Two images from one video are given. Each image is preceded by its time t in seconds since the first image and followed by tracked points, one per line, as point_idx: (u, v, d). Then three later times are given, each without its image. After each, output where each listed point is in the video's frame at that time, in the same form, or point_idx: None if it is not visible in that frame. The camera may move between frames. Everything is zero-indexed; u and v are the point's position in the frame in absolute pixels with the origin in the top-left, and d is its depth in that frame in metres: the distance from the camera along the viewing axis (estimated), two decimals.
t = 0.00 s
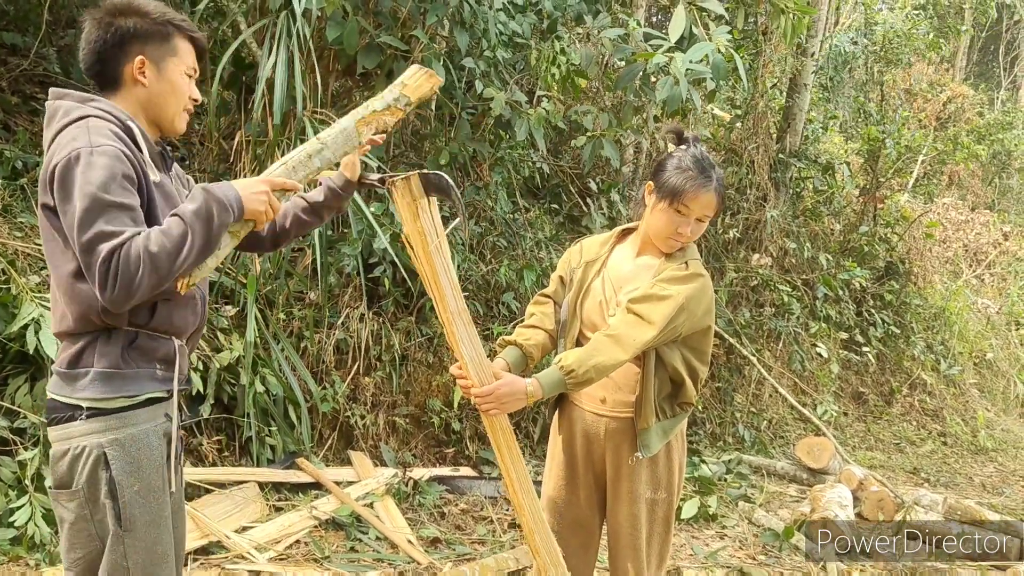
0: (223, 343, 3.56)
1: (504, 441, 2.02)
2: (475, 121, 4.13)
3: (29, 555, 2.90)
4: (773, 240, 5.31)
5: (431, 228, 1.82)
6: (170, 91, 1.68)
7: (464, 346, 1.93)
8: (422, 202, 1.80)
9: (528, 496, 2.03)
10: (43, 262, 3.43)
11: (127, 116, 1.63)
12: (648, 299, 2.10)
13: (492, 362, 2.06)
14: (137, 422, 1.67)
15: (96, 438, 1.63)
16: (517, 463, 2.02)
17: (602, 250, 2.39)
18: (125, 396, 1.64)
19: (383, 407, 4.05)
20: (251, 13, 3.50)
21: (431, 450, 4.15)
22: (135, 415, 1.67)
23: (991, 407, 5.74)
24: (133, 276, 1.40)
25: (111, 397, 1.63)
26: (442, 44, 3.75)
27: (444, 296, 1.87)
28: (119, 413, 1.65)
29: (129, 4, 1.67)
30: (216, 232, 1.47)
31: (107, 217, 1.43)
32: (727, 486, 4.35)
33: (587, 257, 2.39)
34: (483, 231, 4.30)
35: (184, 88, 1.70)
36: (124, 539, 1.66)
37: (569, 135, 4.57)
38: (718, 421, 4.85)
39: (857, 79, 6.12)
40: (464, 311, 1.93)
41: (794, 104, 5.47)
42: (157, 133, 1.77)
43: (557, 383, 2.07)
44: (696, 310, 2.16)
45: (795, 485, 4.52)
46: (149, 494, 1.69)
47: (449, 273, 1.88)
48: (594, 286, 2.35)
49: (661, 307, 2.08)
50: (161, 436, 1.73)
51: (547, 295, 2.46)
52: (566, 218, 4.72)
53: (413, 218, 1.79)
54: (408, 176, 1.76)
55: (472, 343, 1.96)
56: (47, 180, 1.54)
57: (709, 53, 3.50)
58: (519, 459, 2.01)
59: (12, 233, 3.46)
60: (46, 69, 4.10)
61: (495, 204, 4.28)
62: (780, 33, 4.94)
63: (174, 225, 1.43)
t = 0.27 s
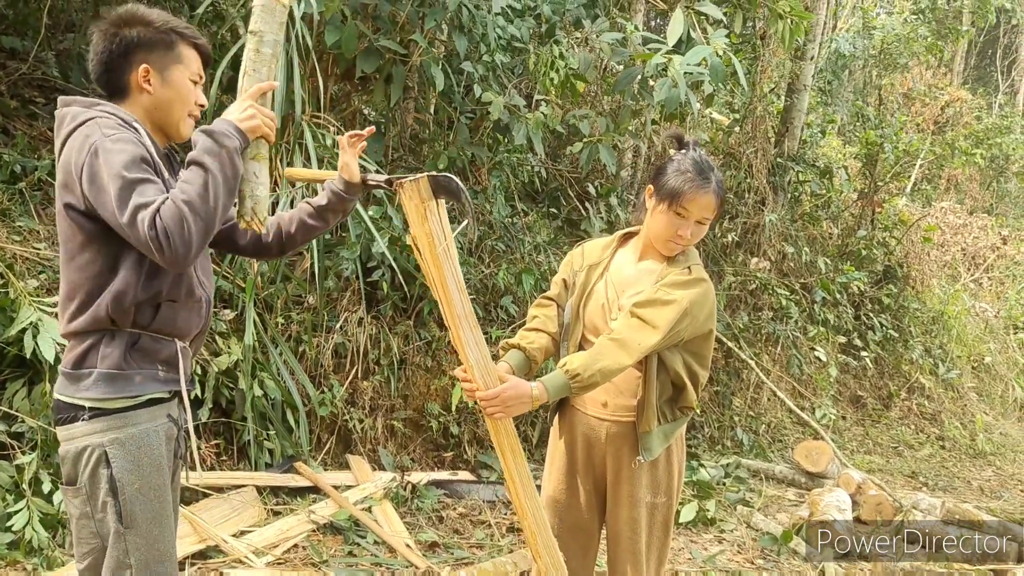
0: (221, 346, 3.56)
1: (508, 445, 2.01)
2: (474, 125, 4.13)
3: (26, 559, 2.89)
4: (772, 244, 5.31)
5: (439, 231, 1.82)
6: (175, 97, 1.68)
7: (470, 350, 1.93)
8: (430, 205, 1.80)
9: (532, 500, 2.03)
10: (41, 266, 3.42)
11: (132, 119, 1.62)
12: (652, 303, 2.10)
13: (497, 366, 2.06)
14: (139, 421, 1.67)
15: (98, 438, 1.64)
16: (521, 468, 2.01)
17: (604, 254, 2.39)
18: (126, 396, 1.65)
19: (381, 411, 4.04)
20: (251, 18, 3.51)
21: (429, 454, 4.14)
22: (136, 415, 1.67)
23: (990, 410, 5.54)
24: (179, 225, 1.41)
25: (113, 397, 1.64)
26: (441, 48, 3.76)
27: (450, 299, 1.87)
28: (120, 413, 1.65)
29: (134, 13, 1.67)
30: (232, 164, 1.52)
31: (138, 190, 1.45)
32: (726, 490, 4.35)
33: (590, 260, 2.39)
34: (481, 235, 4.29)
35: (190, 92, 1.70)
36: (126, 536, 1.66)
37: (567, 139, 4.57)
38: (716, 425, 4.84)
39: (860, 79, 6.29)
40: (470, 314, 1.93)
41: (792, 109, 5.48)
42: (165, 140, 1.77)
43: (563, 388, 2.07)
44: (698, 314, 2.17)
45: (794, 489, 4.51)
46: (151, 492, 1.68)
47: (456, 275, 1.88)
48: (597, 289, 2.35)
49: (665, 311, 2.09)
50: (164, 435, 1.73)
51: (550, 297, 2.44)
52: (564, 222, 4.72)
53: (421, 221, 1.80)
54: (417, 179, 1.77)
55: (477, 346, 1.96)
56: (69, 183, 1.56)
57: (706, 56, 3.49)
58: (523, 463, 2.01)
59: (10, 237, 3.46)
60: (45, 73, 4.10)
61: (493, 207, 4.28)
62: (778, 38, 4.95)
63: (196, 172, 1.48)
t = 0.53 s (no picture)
0: (219, 350, 3.55)
1: (512, 449, 2.02)
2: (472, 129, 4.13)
3: (23, 563, 2.88)
4: (770, 247, 5.32)
5: (446, 234, 1.84)
6: (176, 106, 1.68)
7: (474, 353, 1.94)
8: (437, 206, 1.81)
9: (533, 502, 2.03)
10: (39, 269, 3.42)
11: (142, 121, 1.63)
12: (656, 307, 2.10)
13: (502, 369, 2.07)
14: (131, 419, 1.67)
15: (89, 434, 1.64)
16: (523, 471, 2.01)
17: (607, 256, 2.39)
18: (119, 393, 1.65)
19: (380, 414, 4.04)
20: (249, 21, 3.51)
21: (427, 458, 4.14)
22: (128, 413, 1.67)
23: (987, 413, 5.77)
24: (152, 238, 1.42)
25: (107, 395, 1.64)
26: (440, 51, 3.76)
27: (455, 300, 1.87)
28: (113, 410, 1.65)
29: (138, 24, 1.68)
30: (250, 237, 1.53)
31: (131, 190, 1.47)
32: (724, 493, 4.34)
33: (592, 263, 2.38)
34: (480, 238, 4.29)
35: (190, 100, 1.70)
36: (112, 534, 1.65)
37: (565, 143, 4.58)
38: (714, 428, 4.84)
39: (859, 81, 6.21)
40: (476, 317, 1.93)
41: (790, 112, 5.49)
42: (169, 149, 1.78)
43: (566, 391, 2.08)
44: (701, 318, 2.18)
45: (792, 493, 4.51)
46: (140, 490, 1.68)
47: (461, 278, 1.88)
48: (599, 292, 2.34)
49: (668, 316, 2.09)
50: (156, 434, 1.73)
51: (554, 300, 2.45)
52: (562, 226, 4.73)
53: (428, 224, 1.81)
54: (423, 179, 1.79)
55: (482, 348, 1.97)
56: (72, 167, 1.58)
57: (704, 59, 3.50)
58: (526, 466, 2.01)
59: (8, 240, 3.46)
60: (43, 76, 4.10)
61: (492, 211, 4.27)
62: (776, 41, 4.95)
63: (213, 219, 1.50)
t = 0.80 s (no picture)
0: (217, 353, 3.55)
1: (507, 452, 2.02)
2: (470, 132, 4.11)
3: (21, 567, 2.88)
4: (768, 249, 5.32)
5: (439, 238, 1.83)
6: (166, 100, 1.68)
7: (469, 357, 1.93)
8: (429, 210, 1.81)
9: (528, 505, 2.03)
10: (36, 272, 3.42)
11: (135, 134, 1.64)
12: (653, 310, 2.10)
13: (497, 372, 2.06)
14: (134, 422, 1.67)
15: (92, 436, 1.63)
16: (517, 473, 2.02)
17: (606, 260, 2.39)
18: (122, 396, 1.64)
19: (378, 417, 4.03)
20: (247, 24, 3.51)
21: (426, 461, 4.14)
22: (131, 416, 1.66)
23: (985, 415, 5.77)
24: (145, 295, 1.46)
25: (111, 397, 1.64)
26: (438, 54, 3.76)
27: (449, 304, 1.87)
28: (116, 412, 1.64)
29: (119, 22, 1.67)
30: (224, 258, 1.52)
31: (119, 237, 1.47)
32: (723, 495, 4.34)
33: (592, 266, 2.39)
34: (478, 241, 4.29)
35: (179, 93, 1.70)
36: (112, 536, 1.64)
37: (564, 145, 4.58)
38: (713, 430, 4.84)
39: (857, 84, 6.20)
40: (471, 321, 1.93)
41: (788, 115, 5.49)
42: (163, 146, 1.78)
43: (562, 393, 2.06)
44: (699, 321, 2.17)
45: (791, 495, 4.51)
46: (141, 493, 1.67)
47: (455, 282, 1.89)
48: (598, 295, 2.35)
49: (666, 319, 2.09)
50: (158, 438, 1.72)
51: (553, 303, 2.45)
52: (561, 228, 4.73)
53: (421, 227, 1.81)
54: (415, 185, 1.78)
55: (476, 352, 1.96)
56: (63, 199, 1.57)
57: (700, 61, 3.51)
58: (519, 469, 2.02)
59: (6, 243, 3.45)
60: (41, 78, 4.09)
61: (489, 213, 4.27)
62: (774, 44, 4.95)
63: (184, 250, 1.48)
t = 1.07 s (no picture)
0: (215, 354, 3.54)
1: (503, 452, 2.02)
2: (469, 133, 4.12)
3: (19, 569, 2.87)
4: (766, 251, 5.33)
5: (432, 239, 1.83)
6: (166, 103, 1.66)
7: (460, 357, 1.93)
8: (423, 212, 1.82)
9: (525, 506, 2.03)
10: (35, 274, 3.42)
11: (122, 138, 1.65)
12: (647, 312, 2.11)
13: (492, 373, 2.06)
14: (134, 429, 1.67)
15: (92, 443, 1.64)
16: (514, 474, 2.02)
17: (603, 261, 2.39)
18: (122, 402, 1.65)
19: (377, 419, 4.03)
20: (246, 26, 3.51)
21: (425, 462, 4.14)
22: (132, 422, 1.66)
23: (983, 417, 5.77)
24: (132, 275, 1.42)
25: (110, 403, 1.64)
26: (436, 56, 3.77)
27: (442, 304, 1.88)
28: (116, 418, 1.65)
29: (128, 21, 1.67)
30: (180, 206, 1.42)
31: (104, 232, 1.46)
32: (721, 497, 4.35)
33: (588, 268, 2.39)
34: (477, 243, 4.29)
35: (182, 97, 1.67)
36: (114, 543, 1.65)
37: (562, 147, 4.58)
38: (712, 432, 4.84)
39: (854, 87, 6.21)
40: (464, 322, 1.93)
41: (786, 117, 5.50)
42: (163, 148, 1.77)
43: (556, 395, 2.07)
44: (695, 324, 2.17)
45: (789, 496, 4.52)
46: (142, 499, 1.68)
47: (449, 283, 1.88)
48: (594, 296, 2.35)
49: (660, 321, 2.09)
50: (160, 442, 1.72)
51: (548, 305, 2.45)
52: (559, 230, 4.73)
53: (415, 229, 1.82)
54: (411, 184, 1.79)
55: (470, 353, 1.96)
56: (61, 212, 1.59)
57: (697, 64, 3.52)
58: (518, 470, 2.02)
59: (4, 245, 3.45)
60: (39, 81, 4.09)
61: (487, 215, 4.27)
62: (772, 46, 4.95)
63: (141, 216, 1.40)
